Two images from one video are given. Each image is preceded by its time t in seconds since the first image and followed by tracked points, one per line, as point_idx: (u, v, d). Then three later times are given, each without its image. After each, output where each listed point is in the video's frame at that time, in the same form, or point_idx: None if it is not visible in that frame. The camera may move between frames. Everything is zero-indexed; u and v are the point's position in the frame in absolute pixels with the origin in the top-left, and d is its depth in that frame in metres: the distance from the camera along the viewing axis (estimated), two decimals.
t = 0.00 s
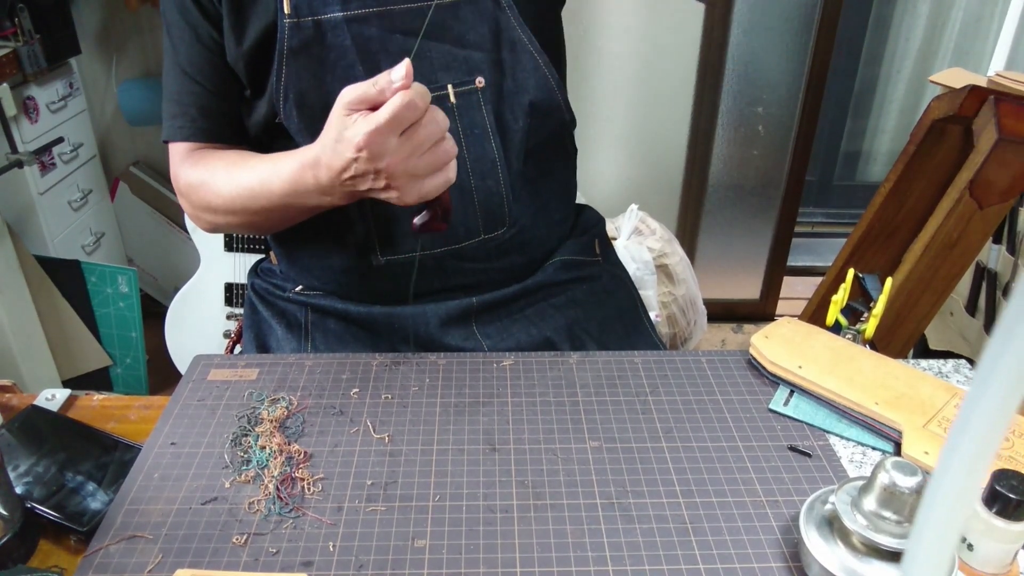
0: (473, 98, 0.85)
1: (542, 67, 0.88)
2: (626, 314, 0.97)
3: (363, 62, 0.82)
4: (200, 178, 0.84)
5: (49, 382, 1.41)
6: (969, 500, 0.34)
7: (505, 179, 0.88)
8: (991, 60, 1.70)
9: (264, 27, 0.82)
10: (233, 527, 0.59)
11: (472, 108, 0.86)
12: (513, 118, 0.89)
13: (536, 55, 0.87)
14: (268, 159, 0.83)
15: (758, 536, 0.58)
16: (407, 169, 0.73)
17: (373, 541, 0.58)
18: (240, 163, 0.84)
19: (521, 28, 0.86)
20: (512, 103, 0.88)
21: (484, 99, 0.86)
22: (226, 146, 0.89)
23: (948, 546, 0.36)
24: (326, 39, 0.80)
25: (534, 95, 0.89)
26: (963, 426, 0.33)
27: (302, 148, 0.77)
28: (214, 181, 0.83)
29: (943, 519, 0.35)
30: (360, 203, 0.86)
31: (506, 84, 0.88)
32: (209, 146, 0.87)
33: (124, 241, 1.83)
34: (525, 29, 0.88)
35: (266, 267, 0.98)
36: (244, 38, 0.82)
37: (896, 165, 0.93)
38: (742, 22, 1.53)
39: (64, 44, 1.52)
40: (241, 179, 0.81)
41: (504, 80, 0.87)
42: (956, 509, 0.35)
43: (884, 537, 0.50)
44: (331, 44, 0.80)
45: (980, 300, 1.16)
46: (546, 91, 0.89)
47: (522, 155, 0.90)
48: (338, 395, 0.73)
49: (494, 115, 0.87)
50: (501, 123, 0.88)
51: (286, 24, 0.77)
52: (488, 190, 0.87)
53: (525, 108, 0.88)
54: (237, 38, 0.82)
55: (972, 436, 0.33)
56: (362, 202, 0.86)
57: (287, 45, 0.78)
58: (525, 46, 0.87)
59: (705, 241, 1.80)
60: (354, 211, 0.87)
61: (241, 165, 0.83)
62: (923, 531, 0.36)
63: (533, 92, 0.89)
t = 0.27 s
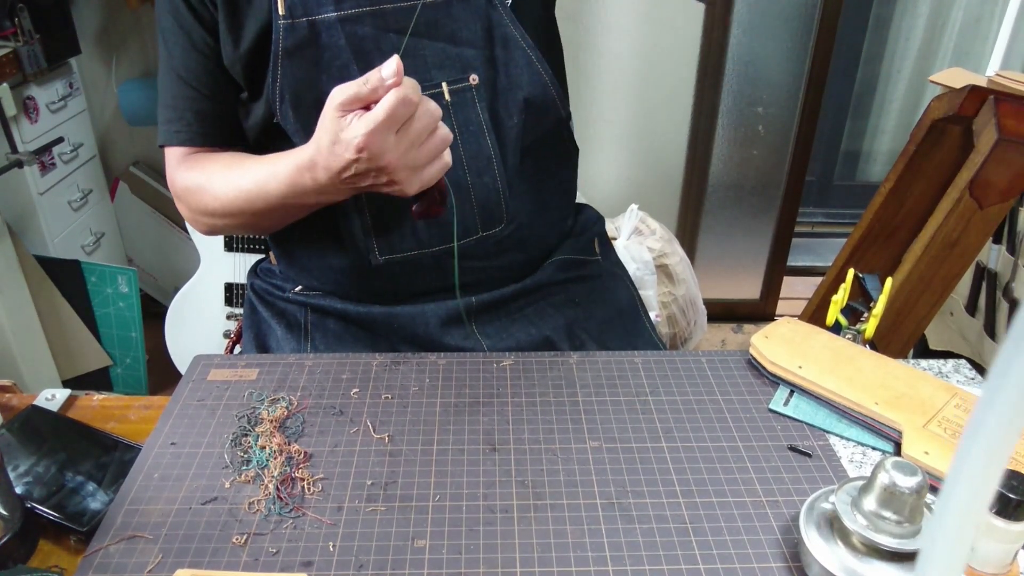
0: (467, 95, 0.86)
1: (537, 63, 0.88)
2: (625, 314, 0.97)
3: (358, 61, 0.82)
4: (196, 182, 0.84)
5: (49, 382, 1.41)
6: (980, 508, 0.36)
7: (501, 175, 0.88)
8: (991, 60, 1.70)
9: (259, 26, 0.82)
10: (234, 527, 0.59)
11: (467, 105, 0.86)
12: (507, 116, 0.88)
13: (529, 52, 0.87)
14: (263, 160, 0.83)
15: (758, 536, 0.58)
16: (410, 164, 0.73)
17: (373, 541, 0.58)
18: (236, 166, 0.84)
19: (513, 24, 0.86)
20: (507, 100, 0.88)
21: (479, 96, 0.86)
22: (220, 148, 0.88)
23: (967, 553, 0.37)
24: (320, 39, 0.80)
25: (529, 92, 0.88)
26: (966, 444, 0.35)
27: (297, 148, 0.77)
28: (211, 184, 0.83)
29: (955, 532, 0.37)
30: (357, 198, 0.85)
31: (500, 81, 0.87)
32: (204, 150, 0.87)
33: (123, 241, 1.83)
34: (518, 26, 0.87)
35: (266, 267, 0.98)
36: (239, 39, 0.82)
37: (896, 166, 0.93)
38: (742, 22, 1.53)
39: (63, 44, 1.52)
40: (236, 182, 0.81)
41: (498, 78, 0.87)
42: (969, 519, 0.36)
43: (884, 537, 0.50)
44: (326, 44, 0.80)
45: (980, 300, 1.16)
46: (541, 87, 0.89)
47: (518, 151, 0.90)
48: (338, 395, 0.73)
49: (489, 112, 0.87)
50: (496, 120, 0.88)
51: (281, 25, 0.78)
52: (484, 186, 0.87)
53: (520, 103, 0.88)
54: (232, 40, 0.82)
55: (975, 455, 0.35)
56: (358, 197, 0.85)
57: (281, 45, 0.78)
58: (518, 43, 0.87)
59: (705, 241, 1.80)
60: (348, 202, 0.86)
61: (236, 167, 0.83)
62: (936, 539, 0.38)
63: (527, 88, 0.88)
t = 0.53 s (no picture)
0: (468, 95, 0.85)
1: (536, 62, 0.88)
2: (626, 314, 0.97)
3: (358, 61, 0.82)
4: (190, 182, 0.84)
5: (49, 382, 1.41)
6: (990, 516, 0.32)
7: (501, 175, 0.88)
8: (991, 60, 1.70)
9: (259, 26, 0.82)
10: (233, 527, 0.59)
11: (467, 105, 0.85)
12: (507, 115, 0.88)
13: (529, 51, 0.87)
14: (256, 160, 0.83)
15: (759, 536, 0.58)
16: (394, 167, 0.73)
17: (373, 541, 0.58)
18: (228, 167, 0.83)
19: (515, 24, 0.86)
20: (508, 99, 0.88)
21: (479, 95, 0.86)
22: (215, 147, 0.88)
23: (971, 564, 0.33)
24: (321, 39, 0.80)
25: (529, 91, 0.88)
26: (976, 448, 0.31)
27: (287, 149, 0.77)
28: (204, 185, 0.83)
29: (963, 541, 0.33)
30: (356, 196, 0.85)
31: (500, 80, 0.88)
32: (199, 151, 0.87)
33: (123, 241, 1.83)
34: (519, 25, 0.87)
35: (266, 267, 0.98)
36: (238, 37, 0.82)
37: (896, 166, 0.93)
38: (742, 22, 1.53)
39: (63, 44, 1.52)
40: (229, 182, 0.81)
41: (499, 77, 0.88)
42: (976, 525, 0.33)
43: (884, 537, 0.50)
44: (326, 43, 0.80)
45: (980, 300, 1.16)
46: (542, 87, 0.89)
47: (519, 151, 0.90)
48: (338, 395, 0.73)
49: (489, 112, 0.87)
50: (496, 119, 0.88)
51: (281, 24, 0.78)
52: (484, 187, 0.87)
53: (522, 104, 0.88)
54: (231, 39, 0.82)
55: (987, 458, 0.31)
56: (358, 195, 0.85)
57: (282, 45, 0.78)
58: (519, 42, 0.87)
59: (705, 241, 1.80)
60: (348, 200, 0.86)
61: (229, 168, 0.83)
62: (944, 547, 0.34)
63: (528, 88, 0.88)
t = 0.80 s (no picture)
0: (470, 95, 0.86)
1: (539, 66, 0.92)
2: (626, 314, 0.97)
3: (360, 60, 0.82)
4: (188, 177, 0.84)
5: (49, 382, 1.41)
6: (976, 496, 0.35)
7: (502, 175, 0.88)
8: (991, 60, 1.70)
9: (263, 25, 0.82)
10: (233, 527, 0.59)
11: (469, 106, 0.86)
12: (509, 115, 0.90)
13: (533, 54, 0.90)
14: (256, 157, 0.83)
15: (758, 536, 0.58)
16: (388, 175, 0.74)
17: (373, 541, 0.57)
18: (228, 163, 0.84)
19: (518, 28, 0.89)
20: (510, 99, 0.90)
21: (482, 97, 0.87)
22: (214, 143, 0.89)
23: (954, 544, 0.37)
24: (323, 38, 0.80)
25: (531, 92, 0.91)
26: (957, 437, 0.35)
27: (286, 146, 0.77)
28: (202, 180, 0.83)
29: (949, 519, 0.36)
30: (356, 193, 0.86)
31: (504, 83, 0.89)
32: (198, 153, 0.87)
33: (123, 241, 1.83)
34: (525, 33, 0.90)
35: (266, 267, 0.98)
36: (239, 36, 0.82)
37: (896, 166, 0.93)
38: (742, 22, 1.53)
39: (64, 44, 1.52)
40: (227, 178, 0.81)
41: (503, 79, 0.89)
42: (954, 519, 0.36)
43: (884, 537, 0.50)
44: (328, 42, 0.80)
45: (980, 300, 1.16)
46: (543, 88, 0.92)
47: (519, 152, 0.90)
48: (338, 395, 0.73)
49: (491, 114, 0.88)
50: (498, 119, 0.89)
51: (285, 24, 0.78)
52: (485, 187, 0.87)
53: (522, 104, 0.90)
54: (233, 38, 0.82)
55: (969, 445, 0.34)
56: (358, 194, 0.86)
57: (285, 42, 0.78)
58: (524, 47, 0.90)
59: (705, 241, 1.80)
60: (348, 198, 0.87)
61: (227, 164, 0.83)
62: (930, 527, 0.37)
63: (529, 89, 0.91)
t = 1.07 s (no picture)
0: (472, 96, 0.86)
1: (541, 66, 0.90)
2: (626, 314, 0.97)
3: (362, 60, 0.82)
4: (195, 180, 0.84)
5: (49, 382, 1.41)
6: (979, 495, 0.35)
7: (505, 177, 0.88)
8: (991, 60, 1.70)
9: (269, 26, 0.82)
10: (233, 527, 0.59)
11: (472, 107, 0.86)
12: (512, 115, 0.89)
13: (535, 55, 0.90)
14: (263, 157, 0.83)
15: (758, 536, 0.58)
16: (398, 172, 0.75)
17: (373, 541, 0.58)
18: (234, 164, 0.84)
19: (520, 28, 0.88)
20: (512, 100, 0.89)
21: (484, 97, 0.86)
22: (220, 145, 0.89)
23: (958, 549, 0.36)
24: (325, 38, 0.80)
25: (533, 93, 0.90)
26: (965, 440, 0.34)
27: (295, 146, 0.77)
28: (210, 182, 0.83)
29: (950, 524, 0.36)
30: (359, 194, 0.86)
31: (505, 83, 0.88)
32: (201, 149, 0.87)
33: (123, 241, 1.83)
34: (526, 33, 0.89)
35: (266, 267, 0.98)
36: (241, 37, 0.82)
37: (895, 166, 0.93)
38: (742, 22, 1.53)
39: (64, 44, 1.52)
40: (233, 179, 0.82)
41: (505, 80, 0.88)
42: (967, 510, 0.35)
43: (884, 537, 0.50)
44: (330, 42, 0.80)
45: (980, 300, 1.16)
46: (545, 90, 0.90)
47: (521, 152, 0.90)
48: (338, 395, 0.73)
49: (493, 114, 0.88)
50: (501, 121, 0.89)
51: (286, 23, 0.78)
52: (488, 188, 0.87)
53: (524, 105, 0.89)
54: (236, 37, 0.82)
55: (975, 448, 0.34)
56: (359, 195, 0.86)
57: (286, 44, 0.79)
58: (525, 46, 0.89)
59: (705, 241, 1.80)
60: (350, 198, 0.86)
61: (235, 166, 0.83)
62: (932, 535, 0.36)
63: (532, 90, 0.89)
